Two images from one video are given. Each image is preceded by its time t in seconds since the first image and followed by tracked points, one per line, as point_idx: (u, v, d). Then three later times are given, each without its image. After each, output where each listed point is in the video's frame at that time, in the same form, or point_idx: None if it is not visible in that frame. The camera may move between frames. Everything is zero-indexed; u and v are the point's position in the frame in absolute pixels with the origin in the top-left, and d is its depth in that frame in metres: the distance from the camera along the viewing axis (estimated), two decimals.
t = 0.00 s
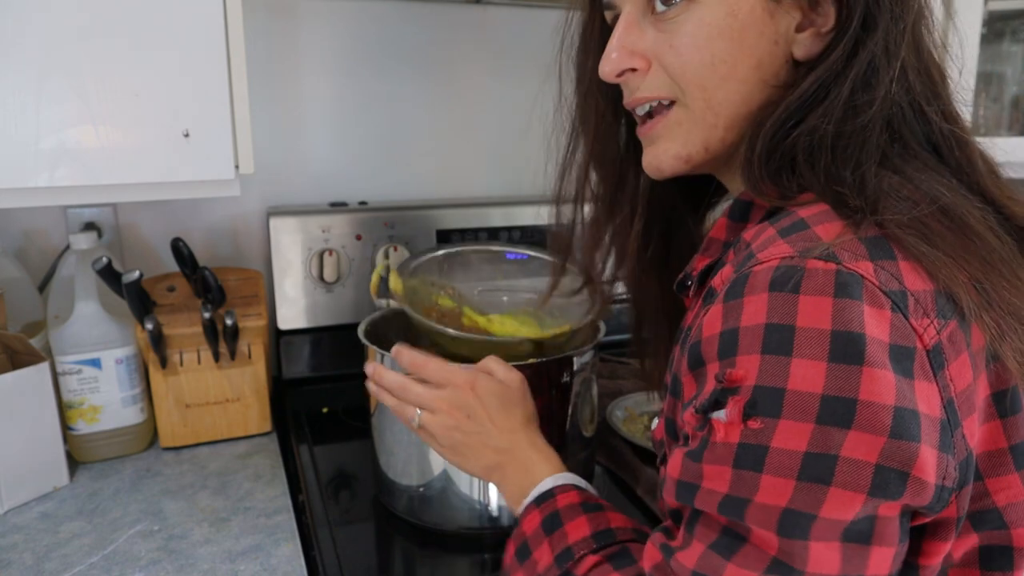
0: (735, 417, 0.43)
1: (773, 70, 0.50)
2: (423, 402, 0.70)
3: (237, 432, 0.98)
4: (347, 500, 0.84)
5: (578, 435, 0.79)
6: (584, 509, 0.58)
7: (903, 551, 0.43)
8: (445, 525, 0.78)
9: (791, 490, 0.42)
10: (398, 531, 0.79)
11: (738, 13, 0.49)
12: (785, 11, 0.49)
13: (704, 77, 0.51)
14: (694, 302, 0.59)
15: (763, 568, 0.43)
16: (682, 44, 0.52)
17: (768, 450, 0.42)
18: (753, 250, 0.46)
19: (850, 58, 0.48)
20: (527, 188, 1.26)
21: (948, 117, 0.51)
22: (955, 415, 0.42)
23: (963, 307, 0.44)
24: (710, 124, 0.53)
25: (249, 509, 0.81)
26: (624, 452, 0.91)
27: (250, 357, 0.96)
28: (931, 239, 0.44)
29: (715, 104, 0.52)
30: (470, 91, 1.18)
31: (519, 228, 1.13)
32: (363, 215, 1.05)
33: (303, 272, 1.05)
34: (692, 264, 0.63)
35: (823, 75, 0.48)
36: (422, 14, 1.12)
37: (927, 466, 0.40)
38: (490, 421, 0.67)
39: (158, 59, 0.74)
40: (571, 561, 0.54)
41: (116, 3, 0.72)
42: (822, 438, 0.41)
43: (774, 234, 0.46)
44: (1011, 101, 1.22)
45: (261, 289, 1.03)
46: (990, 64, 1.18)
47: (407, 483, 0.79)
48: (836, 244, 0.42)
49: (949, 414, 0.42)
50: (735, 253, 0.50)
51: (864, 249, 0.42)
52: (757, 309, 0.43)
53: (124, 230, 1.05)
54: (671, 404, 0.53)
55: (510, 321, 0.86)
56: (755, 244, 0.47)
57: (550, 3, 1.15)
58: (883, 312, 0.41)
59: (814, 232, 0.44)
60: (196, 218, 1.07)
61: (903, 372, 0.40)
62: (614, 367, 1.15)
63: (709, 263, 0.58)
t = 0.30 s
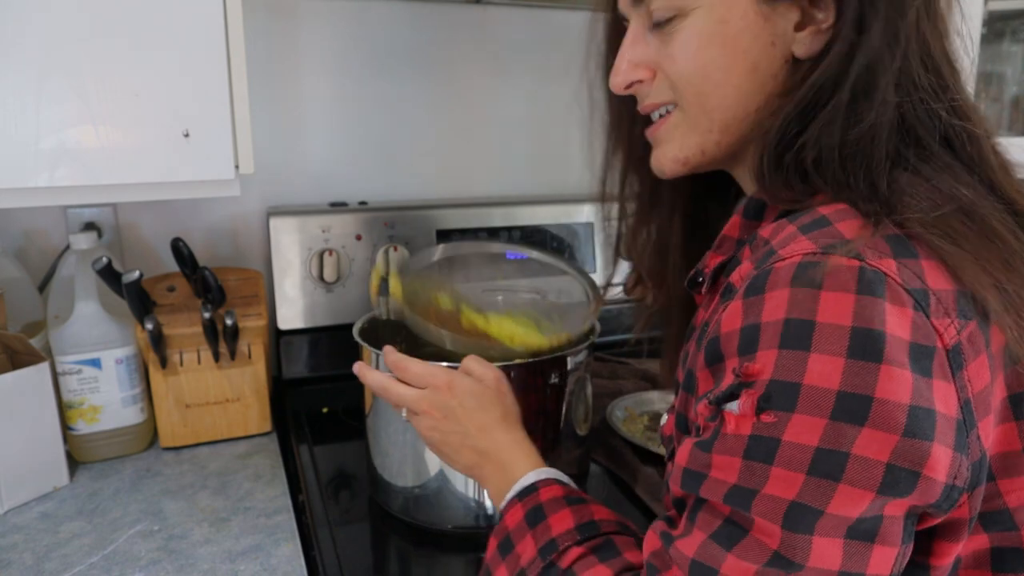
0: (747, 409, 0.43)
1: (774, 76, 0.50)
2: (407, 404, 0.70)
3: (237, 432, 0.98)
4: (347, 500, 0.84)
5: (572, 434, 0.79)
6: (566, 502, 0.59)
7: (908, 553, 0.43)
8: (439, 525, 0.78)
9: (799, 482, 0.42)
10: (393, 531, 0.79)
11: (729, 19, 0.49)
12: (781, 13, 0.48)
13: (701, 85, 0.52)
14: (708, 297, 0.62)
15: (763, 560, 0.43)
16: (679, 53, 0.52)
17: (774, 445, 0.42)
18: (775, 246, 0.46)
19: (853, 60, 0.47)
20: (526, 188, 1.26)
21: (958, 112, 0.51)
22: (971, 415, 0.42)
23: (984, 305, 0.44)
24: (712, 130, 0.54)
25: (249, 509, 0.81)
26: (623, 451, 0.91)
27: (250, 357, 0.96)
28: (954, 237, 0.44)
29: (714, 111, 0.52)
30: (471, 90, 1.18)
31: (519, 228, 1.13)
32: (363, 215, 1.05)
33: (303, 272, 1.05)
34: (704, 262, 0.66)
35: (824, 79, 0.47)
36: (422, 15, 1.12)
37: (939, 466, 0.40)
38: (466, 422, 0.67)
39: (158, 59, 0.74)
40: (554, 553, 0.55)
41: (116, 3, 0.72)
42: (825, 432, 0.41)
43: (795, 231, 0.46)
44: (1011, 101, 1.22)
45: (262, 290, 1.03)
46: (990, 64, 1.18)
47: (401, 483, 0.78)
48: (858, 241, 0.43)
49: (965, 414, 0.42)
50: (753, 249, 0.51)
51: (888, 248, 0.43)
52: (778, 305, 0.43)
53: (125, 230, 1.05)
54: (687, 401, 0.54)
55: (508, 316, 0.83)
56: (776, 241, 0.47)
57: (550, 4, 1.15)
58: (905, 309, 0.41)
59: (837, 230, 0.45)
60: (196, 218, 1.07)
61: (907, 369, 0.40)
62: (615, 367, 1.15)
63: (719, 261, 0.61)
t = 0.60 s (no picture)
0: (753, 397, 0.43)
1: (751, 89, 0.51)
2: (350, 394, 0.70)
3: (237, 432, 0.98)
4: (347, 500, 0.84)
5: (588, 439, 0.80)
6: (494, 479, 0.56)
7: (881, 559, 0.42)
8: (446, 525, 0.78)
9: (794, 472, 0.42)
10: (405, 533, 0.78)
11: (701, 46, 0.51)
12: (748, 32, 0.49)
13: (693, 106, 0.54)
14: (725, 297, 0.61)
15: (735, 540, 0.43)
16: (669, 80, 0.54)
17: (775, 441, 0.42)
18: (801, 246, 0.46)
19: (818, 73, 0.46)
20: (528, 187, 1.26)
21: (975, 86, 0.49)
22: (983, 428, 0.42)
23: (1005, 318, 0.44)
24: (713, 146, 0.55)
25: (249, 509, 0.81)
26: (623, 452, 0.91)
27: (250, 357, 0.96)
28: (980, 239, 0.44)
29: (707, 129, 0.55)
30: (471, 90, 1.18)
31: (520, 228, 1.13)
32: (364, 215, 1.06)
33: (303, 272, 1.05)
34: (722, 260, 0.66)
35: (793, 97, 0.47)
36: (422, 15, 1.12)
37: (934, 471, 0.41)
38: (391, 414, 0.66)
39: (158, 59, 0.74)
40: (479, 525, 0.53)
41: (116, 3, 0.72)
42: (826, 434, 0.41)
43: (823, 232, 0.46)
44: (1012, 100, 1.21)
45: (262, 289, 1.03)
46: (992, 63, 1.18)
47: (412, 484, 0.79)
48: (890, 246, 0.43)
49: (977, 426, 0.42)
50: (776, 249, 0.51)
51: (918, 254, 0.43)
52: (799, 306, 0.43)
53: (124, 230, 1.05)
54: (693, 393, 0.54)
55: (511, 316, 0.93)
56: (803, 242, 0.46)
57: (551, 4, 1.15)
58: (932, 316, 0.41)
59: (867, 232, 0.44)
60: (196, 218, 1.07)
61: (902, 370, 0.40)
62: (615, 367, 1.14)
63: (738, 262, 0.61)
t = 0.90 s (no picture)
0: (725, 390, 0.44)
1: (750, 98, 0.51)
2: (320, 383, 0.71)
3: (237, 432, 0.98)
4: (347, 499, 0.84)
5: (585, 438, 0.80)
6: (441, 459, 0.58)
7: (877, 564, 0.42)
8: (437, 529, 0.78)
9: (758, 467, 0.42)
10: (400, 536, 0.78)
11: (699, 57, 0.51)
12: (745, 40, 0.49)
13: (697, 116, 0.54)
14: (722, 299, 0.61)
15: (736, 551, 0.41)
16: (671, 92, 0.54)
17: (752, 440, 0.42)
18: (792, 253, 0.46)
19: (806, 85, 0.47)
20: (528, 187, 1.26)
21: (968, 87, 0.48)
22: (954, 438, 0.42)
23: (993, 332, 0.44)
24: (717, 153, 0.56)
25: (249, 509, 0.81)
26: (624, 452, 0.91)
27: (250, 357, 0.96)
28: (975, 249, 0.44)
29: (711, 138, 0.55)
30: (469, 90, 1.18)
31: (520, 228, 1.13)
32: (364, 215, 1.06)
33: (303, 272, 1.05)
34: (722, 264, 0.67)
35: (782, 109, 0.47)
36: (422, 15, 1.12)
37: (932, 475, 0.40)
38: (349, 405, 0.67)
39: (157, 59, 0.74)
40: (424, 498, 0.54)
41: (116, 3, 0.72)
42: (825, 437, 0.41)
43: (814, 241, 0.46)
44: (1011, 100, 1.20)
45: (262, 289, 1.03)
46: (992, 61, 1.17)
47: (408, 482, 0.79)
48: (877, 257, 0.43)
49: (947, 436, 0.41)
50: (772, 255, 0.51)
51: (905, 265, 0.42)
52: (782, 313, 0.43)
53: (125, 230, 1.05)
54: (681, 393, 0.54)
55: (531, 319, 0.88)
56: (795, 249, 0.47)
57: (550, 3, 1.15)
58: (917, 328, 0.41)
59: (855, 242, 0.45)
60: (196, 218, 1.07)
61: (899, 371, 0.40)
62: (614, 367, 1.14)
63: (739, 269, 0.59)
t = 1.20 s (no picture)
0: (694, 368, 0.43)
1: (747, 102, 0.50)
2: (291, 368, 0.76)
3: (237, 432, 0.98)
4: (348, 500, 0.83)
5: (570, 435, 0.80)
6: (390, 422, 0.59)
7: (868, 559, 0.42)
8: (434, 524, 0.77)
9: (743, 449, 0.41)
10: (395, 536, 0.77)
11: (695, 62, 0.50)
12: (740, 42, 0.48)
13: (695, 121, 0.53)
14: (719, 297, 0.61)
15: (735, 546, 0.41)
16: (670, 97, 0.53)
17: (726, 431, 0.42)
18: (777, 249, 0.46)
19: (795, 89, 0.47)
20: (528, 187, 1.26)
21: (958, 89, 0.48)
22: (920, 434, 0.41)
23: (975, 335, 0.43)
24: (715, 157, 0.55)
25: (249, 509, 0.81)
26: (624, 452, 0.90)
27: (250, 357, 0.96)
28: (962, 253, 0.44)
29: (710, 143, 0.54)
30: (469, 90, 1.18)
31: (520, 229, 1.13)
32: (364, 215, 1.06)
33: (303, 272, 1.05)
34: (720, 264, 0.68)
35: (772, 114, 0.47)
36: (422, 15, 1.12)
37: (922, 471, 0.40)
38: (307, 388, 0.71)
39: (157, 59, 0.74)
40: (373, 454, 0.56)
41: (116, 3, 0.72)
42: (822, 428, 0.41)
43: (800, 238, 0.46)
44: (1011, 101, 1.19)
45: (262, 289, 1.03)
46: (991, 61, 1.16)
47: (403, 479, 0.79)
48: (858, 259, 0.43)
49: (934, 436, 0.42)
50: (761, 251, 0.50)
51: (885, 267, 0.42)
52: (759, 304, 0.43)
53: (125, 230, 1.05)
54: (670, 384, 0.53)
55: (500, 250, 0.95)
56: (781, 246, 0.47)
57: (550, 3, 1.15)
58: (891, 328, 0.40)
59: (838, 241, 0.44)
60: (196, 218, 1.07)
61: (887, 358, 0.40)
62: (614, 367, 1.09)
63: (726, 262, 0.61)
